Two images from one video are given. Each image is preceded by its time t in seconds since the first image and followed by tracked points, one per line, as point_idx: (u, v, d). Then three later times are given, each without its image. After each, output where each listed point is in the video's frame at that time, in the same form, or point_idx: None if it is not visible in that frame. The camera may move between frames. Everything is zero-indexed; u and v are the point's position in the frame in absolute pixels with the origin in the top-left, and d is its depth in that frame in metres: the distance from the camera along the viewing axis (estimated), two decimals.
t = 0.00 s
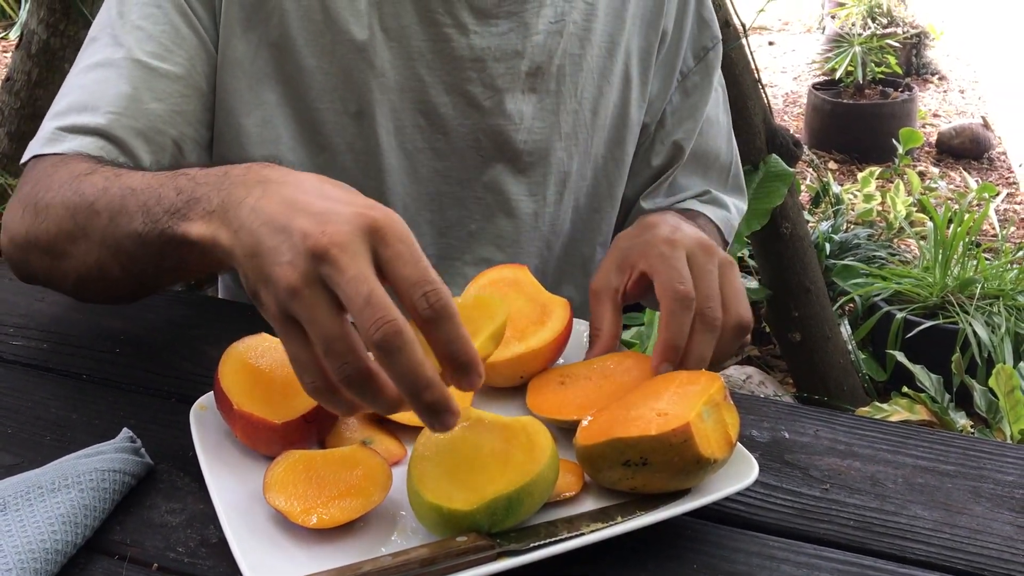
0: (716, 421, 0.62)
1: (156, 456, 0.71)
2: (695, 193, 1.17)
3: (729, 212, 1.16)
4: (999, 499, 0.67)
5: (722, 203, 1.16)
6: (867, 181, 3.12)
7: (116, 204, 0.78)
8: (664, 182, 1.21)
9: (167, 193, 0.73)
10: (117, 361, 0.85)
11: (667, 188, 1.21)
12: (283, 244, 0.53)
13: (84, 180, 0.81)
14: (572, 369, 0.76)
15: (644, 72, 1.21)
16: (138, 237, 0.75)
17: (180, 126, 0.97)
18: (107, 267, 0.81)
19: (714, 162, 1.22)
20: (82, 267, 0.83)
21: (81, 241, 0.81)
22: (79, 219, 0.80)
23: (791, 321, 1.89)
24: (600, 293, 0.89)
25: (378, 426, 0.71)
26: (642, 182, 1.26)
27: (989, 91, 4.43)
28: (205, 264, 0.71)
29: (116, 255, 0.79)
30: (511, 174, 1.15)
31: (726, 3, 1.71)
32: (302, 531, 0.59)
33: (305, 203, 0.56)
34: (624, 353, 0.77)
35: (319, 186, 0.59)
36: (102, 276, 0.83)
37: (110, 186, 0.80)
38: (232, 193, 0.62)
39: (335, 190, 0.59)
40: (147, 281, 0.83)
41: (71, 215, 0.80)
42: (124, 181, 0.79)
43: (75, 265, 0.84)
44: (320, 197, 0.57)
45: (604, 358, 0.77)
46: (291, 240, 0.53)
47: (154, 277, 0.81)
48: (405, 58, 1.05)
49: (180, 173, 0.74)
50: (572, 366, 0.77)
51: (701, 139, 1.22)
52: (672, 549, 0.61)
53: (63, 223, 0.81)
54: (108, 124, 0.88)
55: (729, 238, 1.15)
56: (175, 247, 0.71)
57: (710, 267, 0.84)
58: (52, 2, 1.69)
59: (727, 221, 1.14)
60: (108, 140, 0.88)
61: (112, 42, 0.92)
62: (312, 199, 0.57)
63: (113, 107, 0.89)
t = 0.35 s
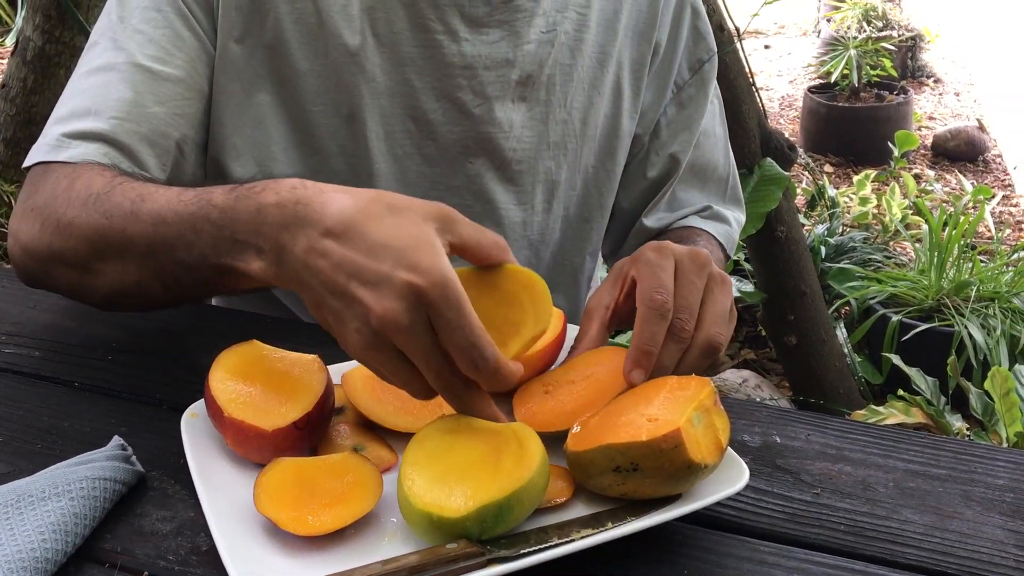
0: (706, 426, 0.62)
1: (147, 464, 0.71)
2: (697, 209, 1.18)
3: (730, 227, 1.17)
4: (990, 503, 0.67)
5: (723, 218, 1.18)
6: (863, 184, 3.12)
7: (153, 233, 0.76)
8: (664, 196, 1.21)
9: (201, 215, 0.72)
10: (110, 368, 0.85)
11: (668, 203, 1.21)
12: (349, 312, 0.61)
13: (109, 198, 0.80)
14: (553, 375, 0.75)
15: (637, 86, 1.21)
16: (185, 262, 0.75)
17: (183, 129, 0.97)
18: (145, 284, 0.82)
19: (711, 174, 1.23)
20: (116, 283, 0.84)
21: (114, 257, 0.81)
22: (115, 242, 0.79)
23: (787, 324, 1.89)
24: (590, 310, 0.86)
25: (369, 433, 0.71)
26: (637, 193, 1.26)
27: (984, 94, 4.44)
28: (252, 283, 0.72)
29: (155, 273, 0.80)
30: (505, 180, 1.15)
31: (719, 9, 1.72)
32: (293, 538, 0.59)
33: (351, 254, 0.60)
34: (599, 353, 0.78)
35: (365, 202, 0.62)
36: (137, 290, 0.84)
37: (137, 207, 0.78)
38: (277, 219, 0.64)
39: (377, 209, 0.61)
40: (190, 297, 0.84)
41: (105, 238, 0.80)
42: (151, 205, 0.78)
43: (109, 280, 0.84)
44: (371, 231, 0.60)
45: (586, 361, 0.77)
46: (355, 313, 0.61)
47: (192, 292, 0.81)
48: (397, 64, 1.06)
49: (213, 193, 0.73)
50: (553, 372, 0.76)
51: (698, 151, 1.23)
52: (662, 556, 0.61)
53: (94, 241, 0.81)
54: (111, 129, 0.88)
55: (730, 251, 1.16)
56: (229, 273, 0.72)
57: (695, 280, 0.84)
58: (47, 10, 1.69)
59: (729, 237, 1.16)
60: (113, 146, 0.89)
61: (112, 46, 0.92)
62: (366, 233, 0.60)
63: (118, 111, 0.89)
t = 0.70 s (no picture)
0: (701, 426, 0.63)
1: (146, 470, 0.71)
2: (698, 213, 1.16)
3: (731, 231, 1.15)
4: (985, 506, 0.67)
5: (724, 222, 1.15)
6: (860, 187, 3.13)
7: (166, 252, 0.78)
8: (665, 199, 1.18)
9: (215, 232, 0.74)
10: (109, 375, 0.85)
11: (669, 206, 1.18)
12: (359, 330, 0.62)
13: (121, 215, 0.82)
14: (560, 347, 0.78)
15: (634, 90, 1.22)
16: (203, 280, 0.77)
17: (188, 137, 0.97)
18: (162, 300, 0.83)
19: (710, 178, 1.21)
20: (129, 298, 0.85)
21: (127, 273, 0.82)
22: (127, 260, 0.81)
23: (785, 327, 1.89)
24: (604, 278, 0.92)
25: (367, 439, 0.71)
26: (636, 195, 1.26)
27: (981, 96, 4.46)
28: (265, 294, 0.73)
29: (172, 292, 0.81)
30: (503, 185, 1.15)
31: (718, 12, 1.72)
32: (291, 544, 0.59)
33: (354, 271, 0.61)
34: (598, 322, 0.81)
35: (375, 220, 0.62)
36: (152, 305, 0.85)
37: (153, 224, 0.80)
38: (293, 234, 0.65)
39: (385, 224, 0.62)
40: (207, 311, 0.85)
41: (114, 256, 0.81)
42: (162, 223, 0.79)
43: (123, 296, 0.85)
44: (377, 249, 0.60)
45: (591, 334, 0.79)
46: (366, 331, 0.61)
47: (205, 305, 0.83)
48: (397, 71, 1.06)
49: (225, 212, 0.74)
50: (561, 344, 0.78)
51: (696, 154, 1.21)
52: (659, 559, 0.61)
53: (106, 258, 0.82)
54: (115, 139, 0.89)
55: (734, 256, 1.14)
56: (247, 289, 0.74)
57: (716, 265, 0.85)
58: (46, 15, 1.69)
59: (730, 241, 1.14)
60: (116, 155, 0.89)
61: (117, 56, 0.92)
62: (371, 251, 0.61)
63: (124, 120, 0.89)
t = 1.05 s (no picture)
0: (702, 430, 0.63)
1: (149, 474, 0.71)
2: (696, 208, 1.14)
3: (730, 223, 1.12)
4: (987, 508, 0.67)
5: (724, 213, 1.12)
6: (861, 190, 3.13)
7: (116, 237, 0.80)
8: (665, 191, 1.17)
9: (159, 209, 0.75)
10: (112, 379, 0.85)
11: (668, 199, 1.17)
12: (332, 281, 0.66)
13: (78, 207, 0.84)
14: (544, 184, 0.73)
15: (631, 84, 1.18)
16: (159, 260, 0.80)
17: (184, 137, 0.98)
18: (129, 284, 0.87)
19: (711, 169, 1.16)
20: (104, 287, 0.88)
21: (89, 264, 0.85)
22: (85, 249, 0.83)
23: (786, 329, 1.89)
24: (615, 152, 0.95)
25: (371, 443, 0.71)
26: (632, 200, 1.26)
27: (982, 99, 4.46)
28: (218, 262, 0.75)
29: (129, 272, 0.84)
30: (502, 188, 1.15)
31: (716, 14, 1.72)
32: (294, 549, 0.59)
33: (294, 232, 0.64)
34: (582, 146, 0.74)
35: (289, 176, 0.64)
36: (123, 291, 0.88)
37: (104, 211, 0.81)
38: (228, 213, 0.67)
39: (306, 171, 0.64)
40: (170, 290, 0.88)
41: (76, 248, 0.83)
42: (113, 211, 0.81)
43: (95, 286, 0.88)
44: (302, 208, 0.63)
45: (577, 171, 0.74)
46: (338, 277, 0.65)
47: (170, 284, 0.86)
48: (394, 72, 1.07)
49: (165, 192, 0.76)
50: (542, 179, 0.74)
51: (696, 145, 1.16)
52: (661, 562, 0.61)
53: (70, 252, 0.85)
54: (109, 137, 0.90)
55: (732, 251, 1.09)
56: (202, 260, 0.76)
57: (738, 137, 0.77)
58: (47, 20, 1.69)
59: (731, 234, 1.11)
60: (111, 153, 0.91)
61: (114, 59, 0.95)
62: (297, 214, 0.63)
63: (120, 119, 0.91)
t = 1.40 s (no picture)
0: (700, 434, 0.63)
1: (149, 478, 0.71)
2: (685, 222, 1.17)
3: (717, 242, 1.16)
4: (986, 512, 0.67)
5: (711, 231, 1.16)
6: (861, 193, 3.13)
7: (125, 255, 0.77)
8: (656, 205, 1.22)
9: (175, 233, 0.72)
10: (113, 383, 0.86)
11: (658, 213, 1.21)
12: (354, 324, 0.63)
13: (87, 221, 0.81)
14: (567, 274, 0.78)
15: (630, 100, 1.22)
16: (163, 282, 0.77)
17: (178, 145, 0.97)
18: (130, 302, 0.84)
19: (700, 186, 1.21)
20: (106, 303, 0.86)
21: (99, 283, 0.82)
22: (92, 269, 0.80)
23: (786, 333, 1.89)
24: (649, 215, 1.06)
25: (370, 447, 0.71)
26: (626, 206, 1.28)
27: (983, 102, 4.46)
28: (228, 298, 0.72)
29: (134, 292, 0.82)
30: (500, 194, 1.15)
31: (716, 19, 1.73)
32: (294, 552, 0.59)
33: (330, 272, 0.62)
34: (612, 260, 0.80)
35: (327, 219, 0.62)
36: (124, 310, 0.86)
37: (116, 233, 0.78)
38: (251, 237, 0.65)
39: (339, 219, 0.62)
40: (175, 312, 0.86)
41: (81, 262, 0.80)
42: (125, 226, 0.79)
43: (96, 302, 0.86)
44: (337, 251, 0.61)
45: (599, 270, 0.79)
46: (362, 326, 0.63)
47: (177, 305, 0.83)
48: (391, 81, 1.07)
49: (181, 218, 0.74)
50: (567, 269, 0.78)
51: (689, 164, 1.22)
52: (660, 566, 0.61)
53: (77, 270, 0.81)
54: (103, 145, 0.89)
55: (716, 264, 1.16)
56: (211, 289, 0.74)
57: (738, 299, 0.86)
58: (49, 25, 1.70)
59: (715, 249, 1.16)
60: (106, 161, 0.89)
61: (108, 65, 0.94)
62: (331, 255, 0.61)
63: (118, 127, 0.90)
